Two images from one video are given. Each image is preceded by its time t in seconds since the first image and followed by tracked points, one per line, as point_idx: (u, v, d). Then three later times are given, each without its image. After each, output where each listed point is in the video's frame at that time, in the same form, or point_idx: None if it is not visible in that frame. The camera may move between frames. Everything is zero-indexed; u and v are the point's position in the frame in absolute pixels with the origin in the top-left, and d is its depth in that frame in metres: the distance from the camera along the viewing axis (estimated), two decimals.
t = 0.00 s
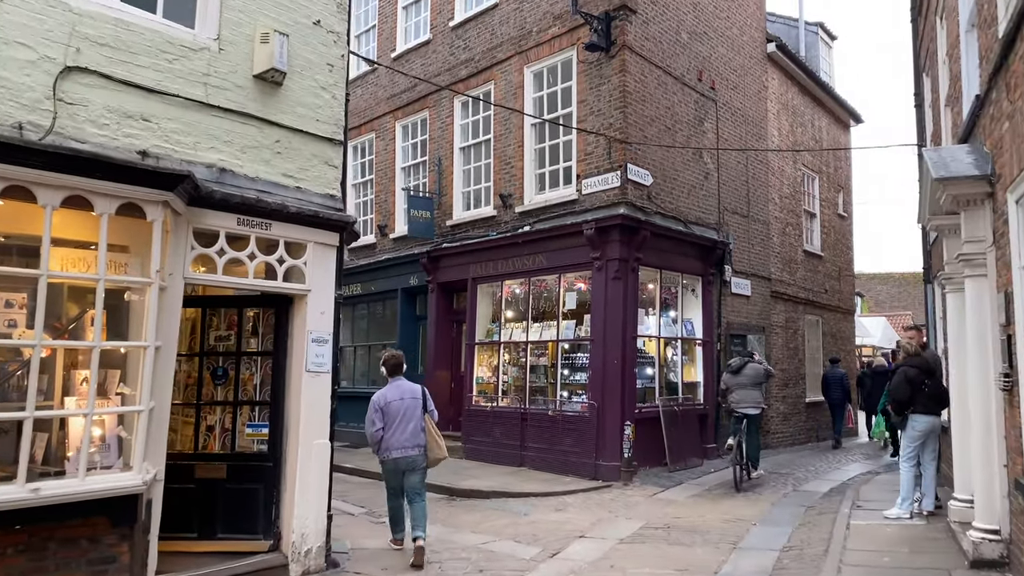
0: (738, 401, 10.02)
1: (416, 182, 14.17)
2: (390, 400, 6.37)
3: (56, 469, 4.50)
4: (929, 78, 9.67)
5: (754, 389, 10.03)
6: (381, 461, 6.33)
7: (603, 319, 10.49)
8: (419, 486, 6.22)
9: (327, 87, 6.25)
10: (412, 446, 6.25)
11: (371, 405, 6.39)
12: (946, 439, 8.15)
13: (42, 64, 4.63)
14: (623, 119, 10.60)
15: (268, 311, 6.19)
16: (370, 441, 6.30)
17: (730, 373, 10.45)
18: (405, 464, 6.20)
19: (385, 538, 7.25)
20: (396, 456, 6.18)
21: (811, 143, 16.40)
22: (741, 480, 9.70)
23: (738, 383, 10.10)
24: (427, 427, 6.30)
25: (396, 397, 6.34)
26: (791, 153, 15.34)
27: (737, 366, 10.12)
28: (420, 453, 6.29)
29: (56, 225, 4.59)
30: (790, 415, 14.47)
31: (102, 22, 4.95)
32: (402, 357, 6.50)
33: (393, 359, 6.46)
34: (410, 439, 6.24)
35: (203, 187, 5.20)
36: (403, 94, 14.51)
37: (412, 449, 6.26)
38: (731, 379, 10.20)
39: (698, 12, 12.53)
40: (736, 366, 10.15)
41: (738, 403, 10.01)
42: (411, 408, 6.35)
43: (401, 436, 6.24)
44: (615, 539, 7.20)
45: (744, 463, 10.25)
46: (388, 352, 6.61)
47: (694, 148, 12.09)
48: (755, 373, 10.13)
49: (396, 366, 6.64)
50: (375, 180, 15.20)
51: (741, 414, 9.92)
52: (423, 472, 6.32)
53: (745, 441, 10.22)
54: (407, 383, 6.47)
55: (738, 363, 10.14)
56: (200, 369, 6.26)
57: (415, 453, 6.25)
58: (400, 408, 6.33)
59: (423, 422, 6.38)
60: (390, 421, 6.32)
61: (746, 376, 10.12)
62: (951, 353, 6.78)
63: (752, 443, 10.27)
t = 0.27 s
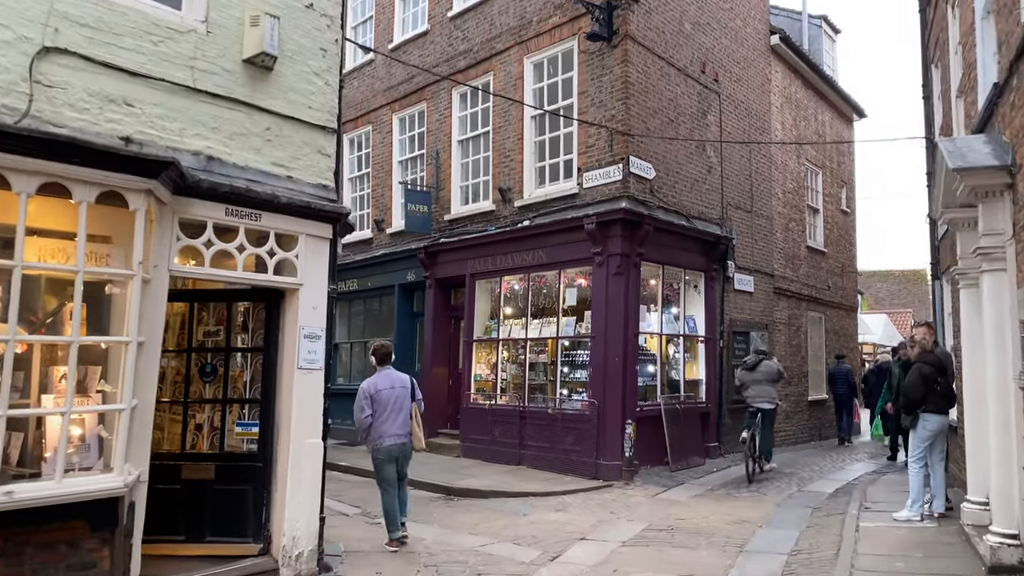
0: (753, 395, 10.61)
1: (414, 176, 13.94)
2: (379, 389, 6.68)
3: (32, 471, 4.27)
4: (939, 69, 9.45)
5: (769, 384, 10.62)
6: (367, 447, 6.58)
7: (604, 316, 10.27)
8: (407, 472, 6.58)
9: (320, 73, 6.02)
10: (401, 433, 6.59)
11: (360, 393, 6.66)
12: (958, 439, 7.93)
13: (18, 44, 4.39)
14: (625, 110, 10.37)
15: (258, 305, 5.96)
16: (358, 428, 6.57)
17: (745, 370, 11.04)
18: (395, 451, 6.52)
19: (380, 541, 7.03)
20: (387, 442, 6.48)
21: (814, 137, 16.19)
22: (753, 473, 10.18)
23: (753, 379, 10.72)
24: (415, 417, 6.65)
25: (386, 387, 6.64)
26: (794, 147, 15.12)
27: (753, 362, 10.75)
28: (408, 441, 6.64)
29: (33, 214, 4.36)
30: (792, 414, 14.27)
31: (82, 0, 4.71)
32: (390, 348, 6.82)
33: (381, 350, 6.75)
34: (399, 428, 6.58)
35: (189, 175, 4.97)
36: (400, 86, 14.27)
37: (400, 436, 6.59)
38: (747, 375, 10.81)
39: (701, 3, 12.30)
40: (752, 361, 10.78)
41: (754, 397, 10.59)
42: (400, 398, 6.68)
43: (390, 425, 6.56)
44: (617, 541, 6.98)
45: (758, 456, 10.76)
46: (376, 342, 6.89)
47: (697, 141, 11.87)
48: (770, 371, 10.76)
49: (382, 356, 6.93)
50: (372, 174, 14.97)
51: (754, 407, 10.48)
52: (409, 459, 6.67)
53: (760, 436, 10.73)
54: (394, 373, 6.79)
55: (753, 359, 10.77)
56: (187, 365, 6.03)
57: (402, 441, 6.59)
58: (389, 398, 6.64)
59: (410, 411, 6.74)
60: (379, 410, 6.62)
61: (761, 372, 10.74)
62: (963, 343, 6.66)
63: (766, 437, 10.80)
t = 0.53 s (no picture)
0: (768, 393, 10.95)
1: (410, 171, 13.71)
2: (368, 391, 6.66)
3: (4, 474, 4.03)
4: (948, 61, 9.23)
5: (784, 384, 10.94)
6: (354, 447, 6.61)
7: (605, 313, 10.05)
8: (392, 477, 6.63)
9: (312, 59, 5.78)
10: (387, 437, 6.63)
11: (349, 394, 6.62)
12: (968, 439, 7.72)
13: None
14: (627, 103, 10.15)
15: (247, 300, 5.73)
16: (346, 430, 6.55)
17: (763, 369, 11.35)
18: (381, 455, 6.55)
19: (374, 544, 6.81)
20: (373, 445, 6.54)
21: (816, 133, 15.99)
22: (768, 468, 10.46)
23: (768, 377, 11.04)
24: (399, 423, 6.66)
25: (376, 390, 6.63)
26: (796, 143, 14.92)
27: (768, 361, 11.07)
28: (394, 444, 6.67)
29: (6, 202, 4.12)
30: (794, 413, 14.07)
31: None
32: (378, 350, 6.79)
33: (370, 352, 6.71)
34: (387, 431, 6.60)
35: (174, 163, 4.73)
36: (397, 80, 14.04)
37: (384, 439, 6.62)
38: (764, 374, 11.14)
39: None
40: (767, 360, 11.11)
41: (769, 395, 10.92)
42: (388, 402, 6.68)
43: (378, 429, 6.57)
44: (619, 545, 6.76)
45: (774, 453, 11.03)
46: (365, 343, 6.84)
47: (699, 136, 11.66)
48: (785, 370, 11.08)
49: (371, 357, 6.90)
50: (368, 169, 14.74)
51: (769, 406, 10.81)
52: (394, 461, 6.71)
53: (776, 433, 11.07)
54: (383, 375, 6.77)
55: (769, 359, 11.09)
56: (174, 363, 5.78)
57: (389, 445, 6.62)
58: (379, 401, 6.63)
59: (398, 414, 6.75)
60: (368, 413, 6.60)
61: (776, 371, 11.06)
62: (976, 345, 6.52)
63: (781, 435, 11.05)
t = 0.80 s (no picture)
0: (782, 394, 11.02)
1: (404, 170, 13.46)
2: (348, 389, 6.54)
3: None
4: (955, 58, 9.02)
5: (797, 385, 11.00)
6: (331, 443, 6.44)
7: (603, 315, 9.82)
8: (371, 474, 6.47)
9: (300, 49, 5.53)
10: (366, 434, 6.50)
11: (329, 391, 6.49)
12: (978, 446, 7.50)
13: None
14: (625, 101, 9.92)
15: (231, 302, 5.48)
16: (324, 426, 6.40)
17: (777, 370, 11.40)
18: (360, 451, 6.40)
19: (364, 555, 6.55)
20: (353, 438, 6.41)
21: (816, 133, 15.81)
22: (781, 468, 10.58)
23: (782, 379, 11.12)
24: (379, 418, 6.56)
25: (354, 387, 6.52)
26: (796, 143, 14.73)
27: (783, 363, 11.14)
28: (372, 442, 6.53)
29: None
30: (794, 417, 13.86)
31: None
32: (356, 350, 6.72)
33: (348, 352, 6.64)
34: (366, 428, 6.47)
35: (153, 157, 4.48)
36: (391, 78, 13.79)
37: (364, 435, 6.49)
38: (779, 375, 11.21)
39: None
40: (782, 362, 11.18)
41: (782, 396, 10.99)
42: (367, 399, 6.56)
43: (357, 425, 6.43)
44: (620, 556, 6.52)
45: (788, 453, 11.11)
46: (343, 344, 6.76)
47: (699, 135, 11.44)
48: (799, 372, 11.15)
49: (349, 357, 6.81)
50: (361, 168, 14.49)
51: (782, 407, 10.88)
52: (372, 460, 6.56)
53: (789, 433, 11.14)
54: (361, 374, 6.67)
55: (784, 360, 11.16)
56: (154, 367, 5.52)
57: (368, 442, 6.48)
58: (358, 398, 6.52)
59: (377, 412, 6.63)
60: (347, 409, 6.47)
61: (791, 373, 11.13)
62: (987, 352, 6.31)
63: (795, 435, 11.13)
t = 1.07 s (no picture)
0: (796, 397, 11.22)
1: (398, 169, 13.23)
2: (317, 397, 6.49)
3: None
4: (962, 54, 8.80)
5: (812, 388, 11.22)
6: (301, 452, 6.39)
7: (600, 317, 9.59)
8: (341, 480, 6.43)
9: (284, 37, 5.29)
10: (337, 441, 6.45)
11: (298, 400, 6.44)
12: (988, 451, 7.28)
13: None
14: (624, 97, 9.70)
15: (212, 301, 5.23)
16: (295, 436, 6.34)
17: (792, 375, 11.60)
18: (331, 459, 6.36)
19: (354, 565, 6.31)
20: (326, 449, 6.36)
21: (816, 132, 15.60)
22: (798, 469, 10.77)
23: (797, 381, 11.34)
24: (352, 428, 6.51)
25: (324, 395, 6.47)
26: (796, 143, 14.53)
27: (797, 366, 11.37)
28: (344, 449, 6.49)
29: None
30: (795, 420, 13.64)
31: None
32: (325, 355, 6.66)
33: (316, 359, 6.57)
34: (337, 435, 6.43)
35: (126, 147, 4.23)
36: (385, 75, 13.56)
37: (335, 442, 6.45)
38: (795, 377, 11.47)
39: None
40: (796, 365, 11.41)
41: (796, 398, 11.20)
42: (337, 406, 6.52)
43: (328, 433, 6.39)
44: (618, 566, 6.28)
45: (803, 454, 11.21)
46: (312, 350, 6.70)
47: (698, 133, 11.22)
48: (814, 373, 11.38)
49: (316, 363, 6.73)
50: (355, 167, 14.26)
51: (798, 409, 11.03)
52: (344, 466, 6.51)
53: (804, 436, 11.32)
54: (330, 381, 6.62)
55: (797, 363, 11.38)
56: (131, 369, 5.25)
57: (339, 449, 6.45)
58: (328, 405, 6.47)
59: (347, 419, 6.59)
60: (318, 417, 6.41)
61: (805, 375, 11.36)
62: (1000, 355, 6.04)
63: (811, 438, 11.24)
